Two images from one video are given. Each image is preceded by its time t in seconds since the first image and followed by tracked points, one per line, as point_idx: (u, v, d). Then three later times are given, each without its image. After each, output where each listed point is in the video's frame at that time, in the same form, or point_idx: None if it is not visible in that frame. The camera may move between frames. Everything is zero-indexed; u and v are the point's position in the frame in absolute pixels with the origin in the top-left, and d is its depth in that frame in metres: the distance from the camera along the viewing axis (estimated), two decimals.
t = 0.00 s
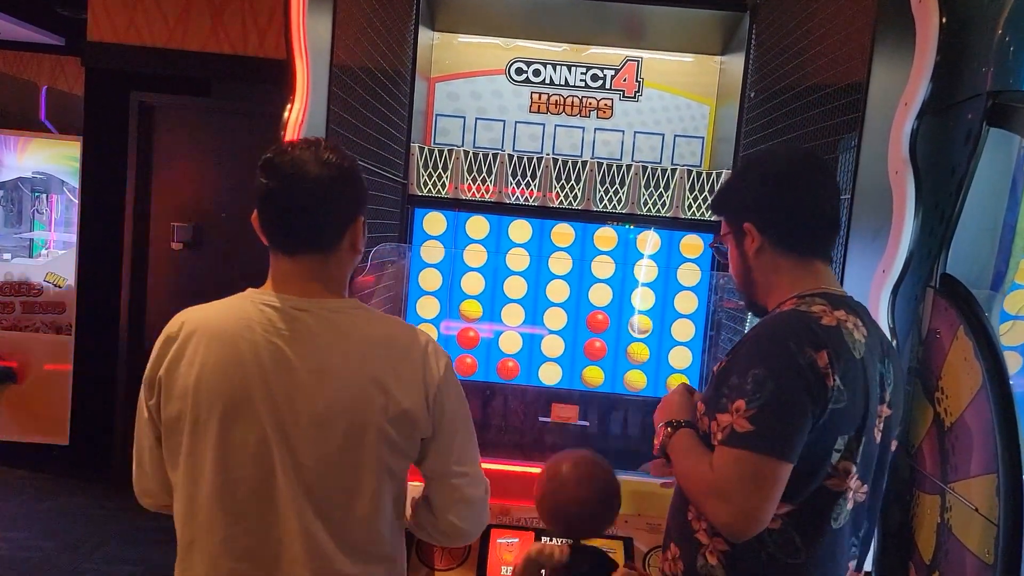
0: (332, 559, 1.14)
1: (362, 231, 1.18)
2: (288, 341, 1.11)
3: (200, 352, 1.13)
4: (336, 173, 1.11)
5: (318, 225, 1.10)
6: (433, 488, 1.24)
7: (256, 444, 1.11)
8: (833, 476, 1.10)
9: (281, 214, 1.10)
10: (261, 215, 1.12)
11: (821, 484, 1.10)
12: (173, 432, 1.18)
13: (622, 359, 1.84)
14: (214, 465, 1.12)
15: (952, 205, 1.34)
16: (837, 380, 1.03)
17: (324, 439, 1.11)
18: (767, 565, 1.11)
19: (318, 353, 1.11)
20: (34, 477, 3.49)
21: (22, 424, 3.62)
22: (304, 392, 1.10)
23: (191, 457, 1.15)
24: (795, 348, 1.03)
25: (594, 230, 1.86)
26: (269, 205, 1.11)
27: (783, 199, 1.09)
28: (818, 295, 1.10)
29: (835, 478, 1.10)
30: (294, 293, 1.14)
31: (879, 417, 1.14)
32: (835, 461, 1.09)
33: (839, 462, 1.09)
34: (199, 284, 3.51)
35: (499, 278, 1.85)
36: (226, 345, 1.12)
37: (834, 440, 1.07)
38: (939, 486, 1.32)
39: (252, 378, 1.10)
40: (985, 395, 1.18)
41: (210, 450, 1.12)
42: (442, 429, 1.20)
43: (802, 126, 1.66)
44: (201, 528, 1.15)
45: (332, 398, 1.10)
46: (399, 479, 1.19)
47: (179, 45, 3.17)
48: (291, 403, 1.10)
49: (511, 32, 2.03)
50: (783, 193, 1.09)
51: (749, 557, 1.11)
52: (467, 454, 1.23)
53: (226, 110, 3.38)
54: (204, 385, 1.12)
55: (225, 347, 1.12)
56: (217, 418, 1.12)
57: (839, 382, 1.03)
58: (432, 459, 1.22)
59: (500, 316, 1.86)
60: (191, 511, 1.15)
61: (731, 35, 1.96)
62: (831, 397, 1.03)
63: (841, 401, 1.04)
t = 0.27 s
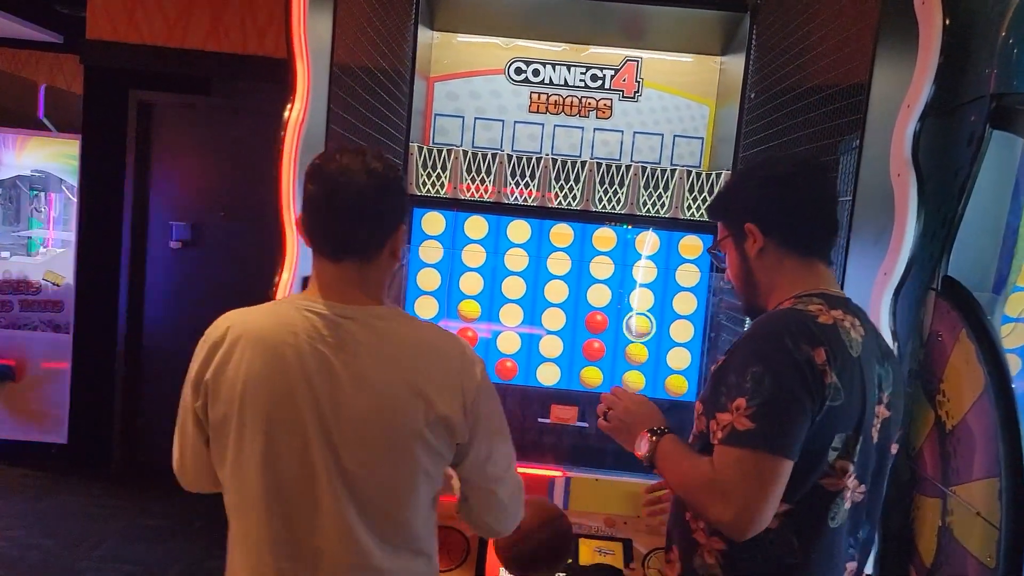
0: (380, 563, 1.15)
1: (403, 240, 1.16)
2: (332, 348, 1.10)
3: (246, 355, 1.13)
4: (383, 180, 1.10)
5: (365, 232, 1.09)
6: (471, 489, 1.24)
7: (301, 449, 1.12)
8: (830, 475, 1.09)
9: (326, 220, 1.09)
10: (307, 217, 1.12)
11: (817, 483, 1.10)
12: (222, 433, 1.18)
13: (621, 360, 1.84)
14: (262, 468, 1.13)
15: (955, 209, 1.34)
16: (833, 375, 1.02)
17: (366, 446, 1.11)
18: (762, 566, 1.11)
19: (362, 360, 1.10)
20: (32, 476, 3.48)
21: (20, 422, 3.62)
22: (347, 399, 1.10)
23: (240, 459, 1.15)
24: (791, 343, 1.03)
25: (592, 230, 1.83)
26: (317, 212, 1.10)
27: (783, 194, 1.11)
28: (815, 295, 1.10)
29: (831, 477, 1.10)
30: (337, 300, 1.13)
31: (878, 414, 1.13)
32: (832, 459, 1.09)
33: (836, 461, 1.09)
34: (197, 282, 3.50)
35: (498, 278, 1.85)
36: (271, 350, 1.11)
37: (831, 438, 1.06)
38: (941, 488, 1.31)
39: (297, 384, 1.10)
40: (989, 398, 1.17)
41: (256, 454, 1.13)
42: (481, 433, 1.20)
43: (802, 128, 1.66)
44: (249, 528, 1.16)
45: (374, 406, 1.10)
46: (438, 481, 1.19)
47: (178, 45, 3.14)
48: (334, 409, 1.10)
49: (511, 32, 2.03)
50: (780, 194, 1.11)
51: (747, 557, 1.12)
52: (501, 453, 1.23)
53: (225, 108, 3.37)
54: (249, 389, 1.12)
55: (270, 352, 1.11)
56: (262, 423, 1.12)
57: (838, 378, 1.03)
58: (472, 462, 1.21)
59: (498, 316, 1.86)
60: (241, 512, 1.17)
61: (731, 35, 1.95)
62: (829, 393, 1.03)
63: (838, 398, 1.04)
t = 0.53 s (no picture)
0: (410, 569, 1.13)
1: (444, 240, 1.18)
2: (370, 350, 1.09)
3: (285, 353, 1.12)
4: (423, 180, 1.11)
5: (397, 231, 1.09)
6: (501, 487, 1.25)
7: (337, 451, 1.10)
8: (833, 458, 1.08)
9: (365, 221, 1.10)
10: (347, 218, 1.12)
11: (823, 470, 1.08)
12: (262, 428, 1.17)
13: (623, 357, 1.84)
14: (299, 469, 1.12)
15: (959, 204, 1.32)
16: (829, 356, 1.02)
17: (402, 449, 1.10)
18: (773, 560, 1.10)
19: (399, 364, 1.09)
20: (34, 473, 3.48)
21: (22, 420, 3.61)
22: (383, 403, 1.09)
23: (280, 457, 1.14)
24: (787, 328, 1.03)
25: (595, 227, 1.83)
26: (360, 212, 1.10)
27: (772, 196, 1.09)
28: (804, 283, 1.10)
29: (835, 461, 1.08)
30: (374, 298, 1.13)
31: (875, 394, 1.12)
32: (834, 442, 1.07)
33: (839, 444, 1.08)
34: (199, 280, 3.50)
35: (499, 276, 1.85)
36: (311, 348, 1.10)
37: (831, 420, 1.06)
38: (945, 485, 1.31)
39: (334, 385, 1.09)
40: (990, 393, 1.17)
41: (295, 453, 1.12)
42: (512, 436, 1.20)
43: (803, 125, 1.66)
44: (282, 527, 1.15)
45: (410, 410, 1.09)
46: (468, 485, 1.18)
47: (180, 42, 3.16)
48: (371, 412, 1.09)
49: (513, 29, 2.02)
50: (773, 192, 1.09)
51: (756, 552, 1.11)
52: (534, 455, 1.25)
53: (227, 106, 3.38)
54: (288, 388, 1.10)
55: (309, 350, 1.10)
56: (300, 423, 1.11)
57: (833, 359, 1.03)
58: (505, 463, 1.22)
59: (500, 314, 1.86)
60: (280, 508, 1.15)
61: (733, 32, 1.95)
62: (826, 374, 1.02)
63: (836, 378, 1.03)
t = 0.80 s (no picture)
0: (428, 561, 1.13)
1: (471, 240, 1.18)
2: (398, 343, 1.09)
3: (310, 345, 1.09)
4: (450, 182, 1.11)
5: (424, 232, 1.09)
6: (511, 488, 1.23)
7: (362, 445, 1.09)
8: (827, 445, 1.08)
9: (389, 222, 1.10)
10: (375, 219, 1.12)
11: (818, 457, 1.09)
12: (279, 422, 1.13)
13: (621, 357, 1.83)
14: (322, 462, 1.10)
15: (955, 202, 1.31)
16: (824, 342, 1.02)
17: (427, 443, 1.09)
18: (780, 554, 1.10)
19: (427, 358, 1.09)
20: (33, 472, 3.48)
21: (21, 419, 3.61)
22: (411, 396, 1.08)
23: (300, 451, 1.11)
24: (782, 315, 1.03)
25: (594, 225, 1.83)
26: (388, 213, 1.10)
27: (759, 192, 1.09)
28: (790, 275, 1.10)
29: (829, 447, 1.09)
30: (404, 294, 1.13)
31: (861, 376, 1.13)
32: (828, 428, 1.08)
33: (832, 430, 1.08)
34: (199, 279, 3.51)
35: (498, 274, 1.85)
36: (339, 340, 1.08)
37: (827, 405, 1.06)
38: (942, 482, 1.31)
39: (363, 378, 1.08)
40: (989, 392, 1.17)
41: (319, 446, 1.09)
42: (531, 433, 1.19)
43: (803, 123, 1.66)
44: (299, 522, 1.12)
45: (438, 403, 1.09)
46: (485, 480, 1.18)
47: (178, 41, 3.16)
48: (398, 405, 1.08)
49: (513, 27, 2.02)
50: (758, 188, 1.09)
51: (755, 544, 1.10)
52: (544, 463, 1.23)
53: (226, 104, 3.38)
54: (315, 379, 1.08)
55: (337, 342, 1.08)
56: (326, 415, 1.09)
57: (827, 345, 1.03)
58: (517, 463, 1.20)
59: (499, 314, 1.86)
60: (297, 502, 1.12)
61: (733, 31, 1.95)
62: (821, 359, 1.03)
63: (829, 364, 1.04)
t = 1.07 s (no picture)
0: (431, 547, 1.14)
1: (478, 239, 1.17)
2: (411, 334, 1.09)
3: (323, 333, 1.09)
4: (458, 181, 1.11)
5: (432, 233, 1.09)
6: (516, 478, 1.23)
7: (373, 434, 1.08)
8: (822, 424, 1.10)
9: (397, 222, 1.10)
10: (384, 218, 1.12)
11: (814, 437, 1.10)
12: (290, 408, 1.13)
13: (620, 355, 1.83)
14: (333, 451, 1.09)
15: (952, 199, 1.29)
16: (809, 319, 1.06)
17: (436, 431, 1.09)
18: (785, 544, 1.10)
19: (441, 347, 1.09)
20: (33, 472, 3.48)
21: (21, 418, 3.61)
22: (424, 385, 1.08)
23: (310, 440, 1.10)
24: (766, 296, 1.06)
25: (593, 224, 1.83)
26: (396, 212, 1.10)
27: (724, 207, 1.15)
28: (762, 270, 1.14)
29: (824, 427, 1.10)
30: (416, 288, 1.13)
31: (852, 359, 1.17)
32: (822, 408, 1.10)
33: (826, 410, 1.10)
34: (198, 278, 3.51)
35: (498, 272, 1.86)
36: (352, 329, 1.08)
37: (819, 384, 1.08)
38: (938, 480, 1.30)
39: (376, 367, 1.07)
40: (987, 390, 1.17)
41: (330, 434, 1.09)
42: (538, 425, 1.20)
43: (801, 121, 1.66)
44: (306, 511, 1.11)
45: (450, 393, 1.09)
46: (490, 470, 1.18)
47: (177, 40, 3.15)
48: (410, 395, 1.08)
49: (511, 26, 2.02)
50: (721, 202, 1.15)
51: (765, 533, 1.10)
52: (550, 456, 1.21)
53: (225, 103, 3.38)
54: (327, 368, 1.07)
55: (350, 331, 1.08)
56: (337, 404, 1.08)
57: (813, 322, 1.06)
58: (523, 450, 1.21)
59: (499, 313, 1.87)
60: (302, 490, 1.11)
61: (732, 29, 1.95)
62: (810, 336, 1.06)
63: (817, 341, 1.07)
